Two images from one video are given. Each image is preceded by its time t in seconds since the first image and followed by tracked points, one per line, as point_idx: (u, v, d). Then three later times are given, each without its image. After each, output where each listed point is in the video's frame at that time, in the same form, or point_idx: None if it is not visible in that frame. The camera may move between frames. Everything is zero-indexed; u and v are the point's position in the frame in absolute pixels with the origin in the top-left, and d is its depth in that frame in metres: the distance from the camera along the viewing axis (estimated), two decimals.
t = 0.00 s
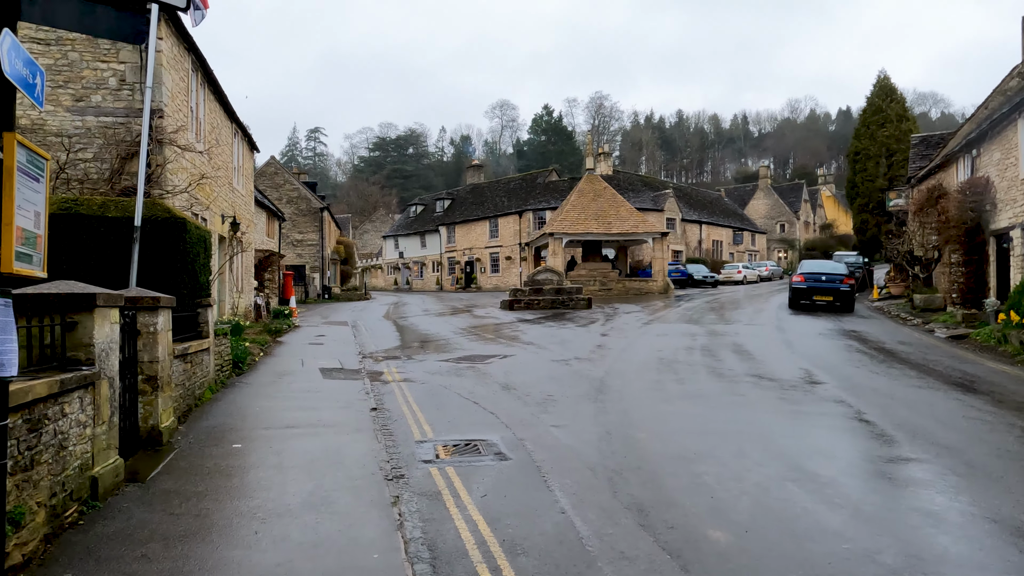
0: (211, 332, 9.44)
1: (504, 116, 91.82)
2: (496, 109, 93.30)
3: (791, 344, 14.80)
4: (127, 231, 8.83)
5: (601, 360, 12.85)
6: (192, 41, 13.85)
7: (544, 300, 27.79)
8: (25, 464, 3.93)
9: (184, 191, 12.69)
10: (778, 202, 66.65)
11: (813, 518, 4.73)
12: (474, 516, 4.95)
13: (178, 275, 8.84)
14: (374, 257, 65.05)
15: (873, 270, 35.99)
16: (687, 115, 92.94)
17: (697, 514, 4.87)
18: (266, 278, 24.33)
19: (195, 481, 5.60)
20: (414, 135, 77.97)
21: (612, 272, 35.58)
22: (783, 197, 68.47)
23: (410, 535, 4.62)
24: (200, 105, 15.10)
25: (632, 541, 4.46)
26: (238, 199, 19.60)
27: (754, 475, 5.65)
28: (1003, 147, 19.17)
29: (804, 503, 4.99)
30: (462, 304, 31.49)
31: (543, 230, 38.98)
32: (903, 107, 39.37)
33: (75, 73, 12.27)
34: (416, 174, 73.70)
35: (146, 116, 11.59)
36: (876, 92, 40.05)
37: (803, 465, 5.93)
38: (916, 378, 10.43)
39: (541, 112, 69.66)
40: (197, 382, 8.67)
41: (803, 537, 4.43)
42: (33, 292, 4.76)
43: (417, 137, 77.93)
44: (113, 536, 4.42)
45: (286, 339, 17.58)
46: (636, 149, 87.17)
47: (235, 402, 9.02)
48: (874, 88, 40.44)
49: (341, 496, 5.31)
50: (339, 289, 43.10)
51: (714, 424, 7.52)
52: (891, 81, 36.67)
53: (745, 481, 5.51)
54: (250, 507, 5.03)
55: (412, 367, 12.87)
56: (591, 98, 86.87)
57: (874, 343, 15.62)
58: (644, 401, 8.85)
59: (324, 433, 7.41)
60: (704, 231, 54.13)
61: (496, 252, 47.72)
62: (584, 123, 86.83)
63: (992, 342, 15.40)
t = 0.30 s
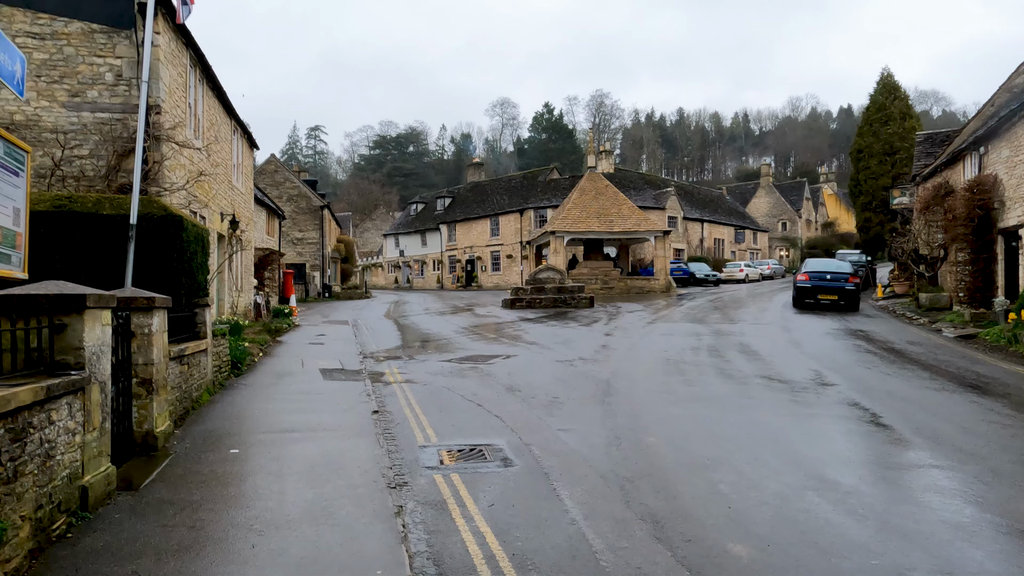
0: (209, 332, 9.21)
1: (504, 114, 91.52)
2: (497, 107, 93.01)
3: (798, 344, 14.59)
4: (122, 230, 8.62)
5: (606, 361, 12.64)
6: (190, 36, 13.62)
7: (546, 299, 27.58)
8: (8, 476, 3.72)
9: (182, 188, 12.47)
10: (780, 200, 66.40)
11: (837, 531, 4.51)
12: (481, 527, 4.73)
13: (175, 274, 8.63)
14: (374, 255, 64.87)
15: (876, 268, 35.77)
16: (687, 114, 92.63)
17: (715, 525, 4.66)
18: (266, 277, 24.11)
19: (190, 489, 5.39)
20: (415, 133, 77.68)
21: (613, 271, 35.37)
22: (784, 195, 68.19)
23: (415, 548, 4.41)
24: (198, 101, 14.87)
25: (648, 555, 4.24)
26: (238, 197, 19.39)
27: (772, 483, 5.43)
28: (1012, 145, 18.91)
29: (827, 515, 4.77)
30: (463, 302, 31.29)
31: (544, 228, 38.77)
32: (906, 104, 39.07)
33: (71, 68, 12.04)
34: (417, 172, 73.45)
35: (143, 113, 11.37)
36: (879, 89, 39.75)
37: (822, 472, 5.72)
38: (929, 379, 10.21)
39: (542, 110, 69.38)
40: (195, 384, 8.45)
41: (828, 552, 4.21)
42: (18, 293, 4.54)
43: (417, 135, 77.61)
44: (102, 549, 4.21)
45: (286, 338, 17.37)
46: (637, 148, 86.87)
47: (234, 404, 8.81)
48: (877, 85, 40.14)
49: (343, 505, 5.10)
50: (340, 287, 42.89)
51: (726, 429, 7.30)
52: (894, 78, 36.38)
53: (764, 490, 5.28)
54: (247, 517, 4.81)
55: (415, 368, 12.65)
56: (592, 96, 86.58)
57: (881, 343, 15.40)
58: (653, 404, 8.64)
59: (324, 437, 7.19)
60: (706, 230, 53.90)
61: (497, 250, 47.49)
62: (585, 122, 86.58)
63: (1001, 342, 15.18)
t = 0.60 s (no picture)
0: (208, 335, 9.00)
1: (506, 112, 91.19)
2: (498, 105, 92.73)
3: (807, 345, 14.37)
4: (120, 231, 8.42)
5: (613, 363, 12.44)
6: (189, 33, 13.41)
7: (549, 299, 27.35)
8: None
9: (182, 188, 12.28)
10: (783, 198, 66.10)
11: (864, 549, 4.31)
12: (491, 544, 4.52)
13: (173, 276, 8.43)
14: (376, 254, 64.71)
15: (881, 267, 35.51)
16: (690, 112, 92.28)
17: (736, 541, 4.46)
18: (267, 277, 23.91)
19: (188, 502, 5.19)
20: (416, 131, 77.49)
21: (616, 270, 35.15)
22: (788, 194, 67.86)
23: (422, 567, 4.20)
24: (198, 100, 14.66)
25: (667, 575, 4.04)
26: (238, 196, 19.19)
27: (792, 496, 5.22)
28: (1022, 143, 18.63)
29: (851, 531, 4.57)
30: (466, 301, 31.10)
31: (546, 227, 38.53)
32: (911, 102, 38.75)
33: (69, 66, 11.84)
34: (418, 170, 73.23)
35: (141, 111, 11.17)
36: (884, 87, 39.42)
37: (843, 483, 5.51)
38: (943, 383, 10.00)
39: (544, 108, 69.10)
40: (194, 389, 8.25)
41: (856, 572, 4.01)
42: (7, 300, 4.35)
43: (419, 133, 77.40)
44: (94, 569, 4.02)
45: (288, 339, 17.18)
46: (639, 146, 86.51)
47: (234, 409, 8.61)
48: (882, 83, 39.82)
49: (346, 520, 4.90)
50: (341, 287, 42.71)
51: (740, 436, 7.10)
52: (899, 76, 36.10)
53: (784, 503, 5.08)
54: (247, 533, 4.61)
55: (418, 370, 12.45)
56: (594, 94, 86.30)
57: (891, 344, 15.17)
58: (662, 409, 8.44)
59: (327, 445, 6.99)
60: (709, 228, 53.65)
61: (499, 249, 47.26)
62: (587, 120, 86.30)
63: (1013, 344, 14.94)
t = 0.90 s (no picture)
0: (208, 334, 8.84)
1: (508, 110, 90.97)
2: (500, 103, 92.55)
3: (815, 344, 14.20)
4: (118, 227, 8.25)
5: (619, 362, 12.28)
6: (189, 27, 13.24)
7: (552, 297, 27.18)
8: None
9: (182, 184, 12.12)
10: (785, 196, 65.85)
11: (889, 556, 4.13)
12: (501, 550, 4.35)
13: (172, 274, 8.26)
14: (377, 252, 64.60)
15: (884, 265, 35.35)
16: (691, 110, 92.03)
17: (757, 549, 4.27)
18: (268, 275, 23.79)
19: (186, 506, 5.03)
20: (418, 129, 77.29)
21: (619, 268, 34.97)
22: (790, 192, 67.59)
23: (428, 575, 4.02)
24: (198, 95, 14.49)
25: None
26: (240, 193, 19.02)
27: (812, 501, 5.04)
28: None
29: (876, 538, 4.38)
30: (468, 300, 30.93)
31: (548, 225, 38.35)
32: (916, 99, 38.50)
33: (67, 60, 11.67)
34: (419, 169, 73.07)
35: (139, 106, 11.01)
36: (888, 84, 39.16)
37: (863, 487, 5.34)
38: (956, 382, 9.82)
39: (545, 106, 68.91)
40: (194, 388, 8.08)
41: None
42: None
43: (421, 131, 77.23)
44: None
45: (289, 337, 17.03)
46: (641, 144, 86.28)
47: (234, 409, 8.43)
48: (886, 80, 39.48)
49: (349, 525, 4.72)
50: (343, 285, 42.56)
51: (753, 437, 6.92)
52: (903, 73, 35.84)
53: (805, 508, 4.89)
54: (246, 539, 4.44)
55: (422, 369, 12.29)
56: (596, 92, 86.07)
57: (900, 343, 15.02)
58: (671, 409, 8.27)
59: (329, 446, 6.82)
60: (712, 227, 53.45)
61: (501, 247, 47.09)
62: (589, 118, 86.07)
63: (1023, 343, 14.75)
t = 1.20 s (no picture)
0: (207, 330, 8.65)
1: (508, 108, 90.74)
2: (501, 101, 92.36)
3: (822, 341, 14.03)
4: (115, 221, 8.07)
5: (624, 359, 12.10)
6: (189, 20, 13.05)
7: (554, 295, 27.00)
8: None
9: (181, 179, 11.93)
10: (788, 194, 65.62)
11: (920, 560, 3.93)
12: (511, 553, 4.16)
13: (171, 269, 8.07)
14: (378, 250, 64.41)
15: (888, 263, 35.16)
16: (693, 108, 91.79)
17: (780, 552, 4.08)
18: (269, 272, 23.61)
19: (183, 506, 4.84)
20: (419, 127, 77.07)
21: (621, 266, 34.79)
22: (792, 190, 67.35)
23: None
24: (198, 89, 14.32)
25: None
26: (240, 189, 18.84)
27: (834, 502, 4.85)
28: None
29: (904, 540, 4.19)
30: (469, 297, 30.74)
31: (550, 223, 38.17)
32: (919, 96, 38.27)
33: (64, 52, 11.47)
34: (420, 167, 72.88)
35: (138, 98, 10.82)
36: (892, 81, 38.92)
37: (886, 488, 5.14)
38: (970, 380, 9.64)
39: (547, 104, 68.72)
40: (192, 384, 7.89)
41: None
42: None
43: (421, 129, 77.02)
44: None
45: (290, 335, 16.85)
46: (642, 142, 86.07)
47: (234, 407, 8.25)
48: (889, 77, 39.17)
49: (352, 527, 4.53)
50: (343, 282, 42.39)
51: (767, 435, 6.73)
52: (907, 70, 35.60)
53: (827, 510, 4.70)
54: (245, 542, 4.25)
55: (424, 366, 12.12)
56: (597, 90, 85.87)
57: (908, 340, 14.83)
58: (681, 407, 8.08)
59: (330, 444, 6.63)
60: (714, 224, 53.24)
61: (502, 245, 46.91)
62: (590, 116, 85.84)
63: None
